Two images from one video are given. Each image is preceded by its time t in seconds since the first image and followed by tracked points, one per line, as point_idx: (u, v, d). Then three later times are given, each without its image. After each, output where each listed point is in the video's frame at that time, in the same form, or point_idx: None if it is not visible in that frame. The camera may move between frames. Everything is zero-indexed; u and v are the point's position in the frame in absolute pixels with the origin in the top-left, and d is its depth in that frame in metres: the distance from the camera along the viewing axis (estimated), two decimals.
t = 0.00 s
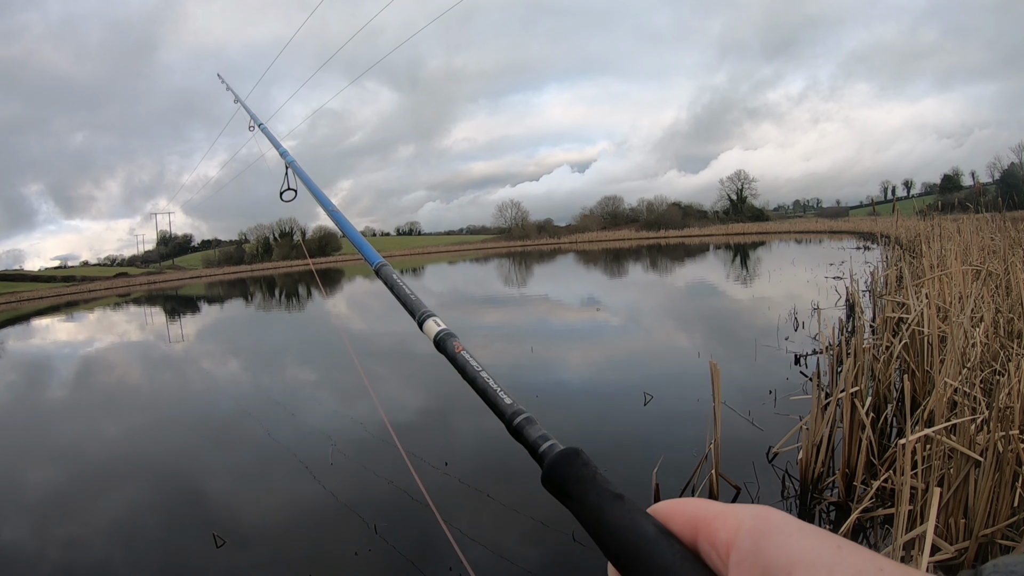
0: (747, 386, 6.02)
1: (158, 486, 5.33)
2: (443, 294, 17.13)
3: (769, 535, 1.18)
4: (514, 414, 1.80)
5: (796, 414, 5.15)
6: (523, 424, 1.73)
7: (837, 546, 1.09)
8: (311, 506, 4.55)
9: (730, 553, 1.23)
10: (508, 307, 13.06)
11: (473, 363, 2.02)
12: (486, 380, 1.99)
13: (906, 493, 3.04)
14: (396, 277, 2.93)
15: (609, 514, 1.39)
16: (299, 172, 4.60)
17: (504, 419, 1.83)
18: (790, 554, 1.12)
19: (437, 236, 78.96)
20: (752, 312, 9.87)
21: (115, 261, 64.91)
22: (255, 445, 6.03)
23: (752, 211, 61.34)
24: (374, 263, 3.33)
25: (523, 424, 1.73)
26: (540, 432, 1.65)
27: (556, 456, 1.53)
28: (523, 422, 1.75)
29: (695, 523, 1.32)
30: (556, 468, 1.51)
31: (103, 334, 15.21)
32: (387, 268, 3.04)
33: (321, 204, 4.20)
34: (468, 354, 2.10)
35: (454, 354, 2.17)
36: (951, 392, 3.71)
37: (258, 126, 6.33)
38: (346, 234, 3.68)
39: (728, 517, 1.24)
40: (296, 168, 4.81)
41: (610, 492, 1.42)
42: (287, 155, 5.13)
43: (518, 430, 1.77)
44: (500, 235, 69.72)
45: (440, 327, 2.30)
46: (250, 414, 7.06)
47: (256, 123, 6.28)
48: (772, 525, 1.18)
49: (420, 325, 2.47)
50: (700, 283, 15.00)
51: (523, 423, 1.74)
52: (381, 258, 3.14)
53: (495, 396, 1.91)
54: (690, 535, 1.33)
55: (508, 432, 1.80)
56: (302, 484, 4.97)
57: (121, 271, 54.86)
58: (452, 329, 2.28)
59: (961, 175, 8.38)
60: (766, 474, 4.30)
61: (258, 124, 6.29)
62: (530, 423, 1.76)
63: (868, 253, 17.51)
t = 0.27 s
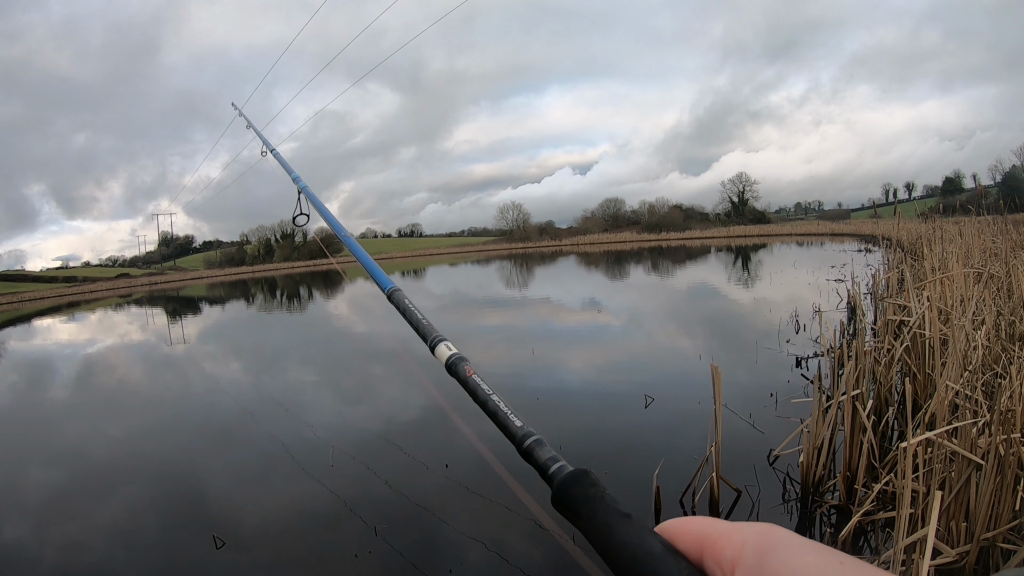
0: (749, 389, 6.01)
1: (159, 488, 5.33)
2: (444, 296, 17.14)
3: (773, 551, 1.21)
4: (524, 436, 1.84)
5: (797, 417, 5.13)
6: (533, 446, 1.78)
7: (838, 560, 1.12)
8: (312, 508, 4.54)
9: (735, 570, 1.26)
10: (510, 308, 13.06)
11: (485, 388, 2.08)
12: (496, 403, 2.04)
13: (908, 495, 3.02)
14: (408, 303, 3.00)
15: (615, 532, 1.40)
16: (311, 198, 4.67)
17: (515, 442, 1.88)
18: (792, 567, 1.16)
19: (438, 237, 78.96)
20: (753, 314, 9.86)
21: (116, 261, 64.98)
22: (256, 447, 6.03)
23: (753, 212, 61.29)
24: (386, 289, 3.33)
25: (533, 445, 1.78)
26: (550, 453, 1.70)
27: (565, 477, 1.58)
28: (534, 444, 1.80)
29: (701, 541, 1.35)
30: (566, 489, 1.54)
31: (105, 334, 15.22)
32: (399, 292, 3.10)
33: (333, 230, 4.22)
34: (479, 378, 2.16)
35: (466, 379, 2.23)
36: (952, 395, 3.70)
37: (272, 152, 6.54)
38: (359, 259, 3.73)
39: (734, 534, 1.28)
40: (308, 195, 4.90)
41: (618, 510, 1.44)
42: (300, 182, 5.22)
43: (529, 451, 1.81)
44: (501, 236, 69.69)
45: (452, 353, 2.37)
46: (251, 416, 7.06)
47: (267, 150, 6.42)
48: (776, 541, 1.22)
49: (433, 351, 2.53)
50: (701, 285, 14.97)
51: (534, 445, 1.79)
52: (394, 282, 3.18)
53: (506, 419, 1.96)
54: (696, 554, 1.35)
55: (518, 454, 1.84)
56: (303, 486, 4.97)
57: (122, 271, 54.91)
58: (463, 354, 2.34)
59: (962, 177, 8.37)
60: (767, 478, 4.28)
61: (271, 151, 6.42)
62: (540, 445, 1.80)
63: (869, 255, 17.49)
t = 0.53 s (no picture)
0: (749, 391, 6.01)
1: (159, 490, 5.32)
2: (445, 298, 17.14)
3: (774, 542, 1.20)
4: (519, 424, 1.82)
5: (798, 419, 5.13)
6: (528, 434, 1.76)
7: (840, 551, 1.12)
8: (312, 511, 4.54)
9: (735, 561, 1.25)
10: (511, 311, 13.06)
11: (480, 375, 2.06)
12: (490, 390, 2.01)
13: (908, 499, 3.02)
14: (403, 290, 2.96)
15: (613, 525, 1.38)
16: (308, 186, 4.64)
17: (509, 429, 1.86)
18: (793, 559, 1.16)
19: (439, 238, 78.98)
20: (754, 317, 9.86)
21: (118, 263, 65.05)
22: (256, 449, 6.02)
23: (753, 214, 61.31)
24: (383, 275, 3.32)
25: (528, 434, 1.77)
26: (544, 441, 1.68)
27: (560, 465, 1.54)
28: (528, 432, 1.78)
29: (700, 533, 1.34)
30: (561, 478, 1.50)
31: (106, 336, 15.24)
32: (395, 280, 3.06)
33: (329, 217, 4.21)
34: (474, 365, 2.13)
35: (460, 366, 2.21)
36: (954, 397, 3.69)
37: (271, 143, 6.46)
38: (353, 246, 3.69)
39: (734, 525, 1.27)
40: (305, 182, 4.84)
41: (615, 501, 1.42)
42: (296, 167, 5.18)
43: (523, 439, 1.79)
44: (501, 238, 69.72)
45: (446, 339, 2.32)
46: (251, 418, 7.06)
47: (265, 139, 6.38)
48: (777, 532, 1.21)
49: (428, 337, 2.50)
50: (702, 287, 14.97)
51: (528, 433, 1.77)
52: (389, 269, 3.14)
53: (501, 405, 1.94)
54: (695, 545, 1.34)
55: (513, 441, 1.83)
56: (303, 487, 4.98)
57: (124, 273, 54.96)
58: (457, 340, 2.30)
59: (963, 179, 8.37)
60: (768, 481, 4.28)
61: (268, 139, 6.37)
62: (535, 432, 1.79)
63: (870, 257, 17.49)
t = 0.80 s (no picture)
0: (749, 394, 6.00)
1: (159, 492, 5.32)
2: (446, 300, 17.14)
3: (778, 552, 1.21)
4: (537, 442, 1.80)
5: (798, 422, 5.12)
6: (546, 452, 1.74)
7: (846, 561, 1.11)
8: (312, 513, 4.53)
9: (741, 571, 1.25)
10: (511, 313, 13.05)
11: (499, 396, 2.03)
12: (509, 411, 2.00)
13: (908, 502, 3.01)
14: (423, 315, 2.95)
15: (625, 537, 1.38)
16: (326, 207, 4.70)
17: (527, 448, 1.84)
18: (798, 567, 1.15)
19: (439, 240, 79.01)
20: (754, 319, 9.85)
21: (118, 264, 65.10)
22: (256, 452, 6.01)
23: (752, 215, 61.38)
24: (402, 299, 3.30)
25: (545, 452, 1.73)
26: (561, 457, 1.67)
27: (577, 481, 1.55)
28: (546, 450, 1.76)
29: (708, 547, 1.33)
30: (578, 494, 1.51)
31: (106, 337, 15.25)
32: (416, 304, 3.04)
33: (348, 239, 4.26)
34: (493, 387, 2.11)
35: (479, 388, 2.19)
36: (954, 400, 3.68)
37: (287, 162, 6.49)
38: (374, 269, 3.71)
39: (742, 537, 1.28)
40: (324, 206, 4.92)
41: (628, 516, 1.41)
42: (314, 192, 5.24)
43: (541, 458, 1.77)
44: (502, 239, 69.74)
45: (466, 361, 2.32)
46: (251, 420, 7.06)
47: (282, 158, 6.51)
48: (784, 544, 1.21)
49: (447, 360, 2.48)
50: (702, 289, 14.98)
51: (546, 451, 1.75)
52: (409, 292, 3.13)
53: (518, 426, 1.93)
54: (703, 559, 1.34)
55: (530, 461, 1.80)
56: (303, 490, 4.98)
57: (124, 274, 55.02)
58: (477, 363, 2.29)
59: (964, 181, 8.36)
60: (767, 483, 4.27)
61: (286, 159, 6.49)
62: (552, 451, 1.77)
63: (870, 258, 17.50)
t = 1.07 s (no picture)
0: (749, 394, 6.01)
1: (159, 494, 5.31)
2: (445, 301, 17.12)
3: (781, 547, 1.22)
4: (531, 432, 1.83)
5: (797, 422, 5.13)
6: (541, 442, 1.77)
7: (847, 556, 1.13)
8: (312, 515, 4.53)
9: (742, 566, 1.25)
10: (511, 314, 13.04)
11: (492, 385, 2.06)
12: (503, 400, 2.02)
13: (908, 501, 3.01)
14: (418, 302, 2.93)
15: (620, 530, 1.39)
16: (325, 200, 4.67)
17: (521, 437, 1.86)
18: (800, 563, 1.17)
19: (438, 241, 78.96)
20: (754, 319, 9.85)
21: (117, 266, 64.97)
22: (256, 453, 6.00)
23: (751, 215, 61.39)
24: (396, 286, 3.32)
25: (540, 441, 1.77)
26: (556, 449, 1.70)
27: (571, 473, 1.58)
28: (541, 440, 1.79)
29: (709, 541, 1.34)
30: (573, 485, 1.54)
31: (105, 339, 15.23)
32: (411, 291, 3.04)
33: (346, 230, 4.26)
34: (488, 375, 2.13)
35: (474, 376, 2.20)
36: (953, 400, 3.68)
37: (288, 155, 6.52)
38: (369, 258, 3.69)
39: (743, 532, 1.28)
40: (322, 197, 4.91)
41: (624, 507, 1.45)
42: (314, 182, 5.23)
43: (535, 448, 1.80)
44: (501, 240, 69.74)
45: (461, 350, 2.33)
46: (251, 422, 7.05)
47: (284, 152, 6.49)
48: (785, 538, 1.23)
49: (441, 347, 2.49)
50: (702, 290, 14.98)
51: (540, 441, 1.78)
52: (404, 280, 3.13)
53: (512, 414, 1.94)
54: (703, 553, 1.34)
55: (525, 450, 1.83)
56: (304, 491, 4.98)
57: (123, 276, 54.90)
58: (472, 351, 2.31)
59: (962, 181, 8.38)
60: (767, 483, 4.27)
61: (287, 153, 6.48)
62: (547, 440, 1.80)
63: (869, 259, 17.51)
